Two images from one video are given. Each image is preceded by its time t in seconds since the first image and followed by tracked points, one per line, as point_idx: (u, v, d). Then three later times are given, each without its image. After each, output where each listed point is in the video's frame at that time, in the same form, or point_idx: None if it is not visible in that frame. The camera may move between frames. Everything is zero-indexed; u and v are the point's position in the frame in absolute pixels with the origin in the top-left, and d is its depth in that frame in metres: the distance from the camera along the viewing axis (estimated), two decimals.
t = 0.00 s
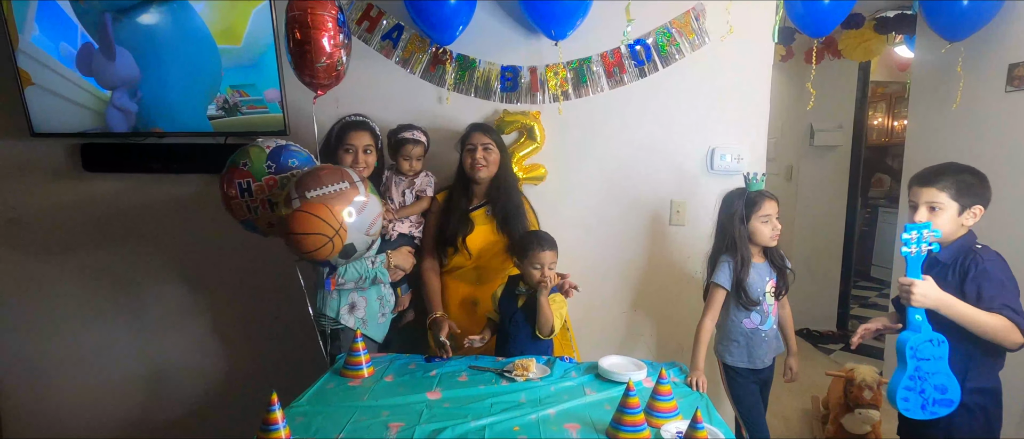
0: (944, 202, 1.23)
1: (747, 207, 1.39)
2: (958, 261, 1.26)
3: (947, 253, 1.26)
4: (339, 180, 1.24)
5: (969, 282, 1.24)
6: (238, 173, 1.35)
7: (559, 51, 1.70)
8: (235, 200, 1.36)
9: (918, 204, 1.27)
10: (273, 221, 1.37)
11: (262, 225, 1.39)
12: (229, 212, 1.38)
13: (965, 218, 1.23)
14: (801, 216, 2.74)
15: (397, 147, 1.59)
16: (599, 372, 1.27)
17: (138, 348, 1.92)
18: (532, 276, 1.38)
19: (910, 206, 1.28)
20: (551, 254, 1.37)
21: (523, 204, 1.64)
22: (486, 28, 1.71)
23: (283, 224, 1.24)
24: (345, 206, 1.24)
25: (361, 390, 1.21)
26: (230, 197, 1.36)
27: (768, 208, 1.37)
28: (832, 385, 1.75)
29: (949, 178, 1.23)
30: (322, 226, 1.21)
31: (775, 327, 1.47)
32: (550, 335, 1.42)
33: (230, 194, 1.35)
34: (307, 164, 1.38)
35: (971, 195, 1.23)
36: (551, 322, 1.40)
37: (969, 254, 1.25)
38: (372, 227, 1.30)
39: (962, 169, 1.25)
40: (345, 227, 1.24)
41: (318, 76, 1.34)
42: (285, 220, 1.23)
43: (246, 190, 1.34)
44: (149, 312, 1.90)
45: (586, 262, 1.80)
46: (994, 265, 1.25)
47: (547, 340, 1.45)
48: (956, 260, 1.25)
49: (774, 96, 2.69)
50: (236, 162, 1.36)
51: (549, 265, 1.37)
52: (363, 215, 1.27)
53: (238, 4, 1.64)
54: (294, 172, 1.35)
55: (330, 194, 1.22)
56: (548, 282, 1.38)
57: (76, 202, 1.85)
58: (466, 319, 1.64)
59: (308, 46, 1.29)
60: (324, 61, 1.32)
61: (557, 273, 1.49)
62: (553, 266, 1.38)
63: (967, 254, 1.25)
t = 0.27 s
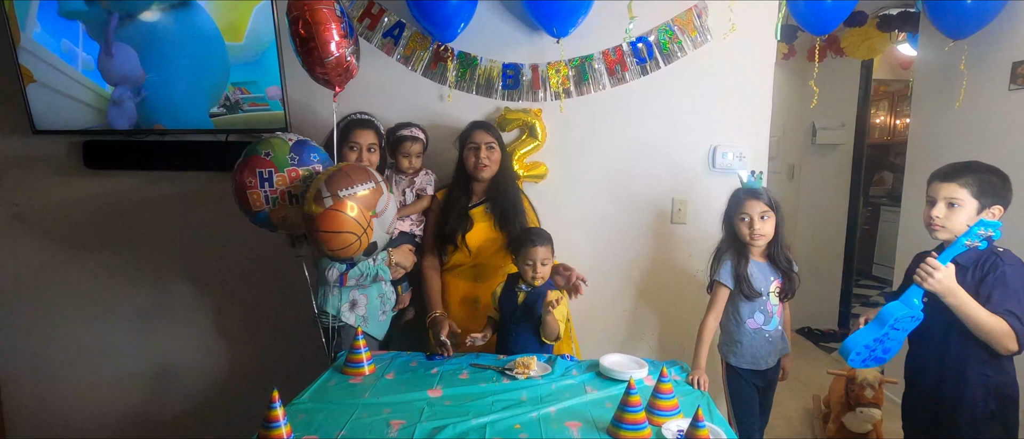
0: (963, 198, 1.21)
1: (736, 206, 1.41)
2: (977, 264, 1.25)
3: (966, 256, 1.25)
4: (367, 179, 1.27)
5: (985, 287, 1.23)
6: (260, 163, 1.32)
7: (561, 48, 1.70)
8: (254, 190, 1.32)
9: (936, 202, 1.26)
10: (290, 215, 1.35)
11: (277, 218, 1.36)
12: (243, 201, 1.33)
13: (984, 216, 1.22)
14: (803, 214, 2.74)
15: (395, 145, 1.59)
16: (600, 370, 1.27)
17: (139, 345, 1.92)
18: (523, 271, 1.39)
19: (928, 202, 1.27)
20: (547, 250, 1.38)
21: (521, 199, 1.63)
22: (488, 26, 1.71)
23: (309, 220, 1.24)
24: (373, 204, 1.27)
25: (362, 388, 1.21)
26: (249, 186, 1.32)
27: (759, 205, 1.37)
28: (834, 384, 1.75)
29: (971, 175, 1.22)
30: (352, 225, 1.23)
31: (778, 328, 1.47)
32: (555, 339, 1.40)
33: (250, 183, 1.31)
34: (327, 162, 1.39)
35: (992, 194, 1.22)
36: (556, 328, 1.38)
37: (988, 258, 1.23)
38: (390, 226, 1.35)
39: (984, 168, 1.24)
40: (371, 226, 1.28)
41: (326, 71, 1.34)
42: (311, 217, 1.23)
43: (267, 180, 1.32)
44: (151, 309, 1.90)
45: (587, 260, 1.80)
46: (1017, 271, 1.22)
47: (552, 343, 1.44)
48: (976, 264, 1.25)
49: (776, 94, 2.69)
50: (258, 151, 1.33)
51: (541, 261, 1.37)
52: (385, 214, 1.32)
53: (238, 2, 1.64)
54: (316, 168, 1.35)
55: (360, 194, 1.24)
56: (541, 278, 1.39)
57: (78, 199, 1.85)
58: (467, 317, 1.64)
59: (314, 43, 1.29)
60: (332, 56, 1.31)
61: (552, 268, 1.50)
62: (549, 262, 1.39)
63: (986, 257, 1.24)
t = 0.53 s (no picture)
0: (961, 193, 1.25)
1: (730, 202, 1.43)
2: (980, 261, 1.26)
3: (966, 252, 1.27)
4: (380, 180, 1.32)
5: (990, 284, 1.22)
6: (277, 160, 1.28)
7: (556, 45, 1.69)
8: (270, 188, 1.27)
9: (934, 196, 1.29)
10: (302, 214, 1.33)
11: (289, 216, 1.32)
12: (256, 198, 1.28)
13: (981, 211, 1.25)
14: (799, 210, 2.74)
15: (388, 144, 1.59)
16: (597, 366, 1.27)
17: (136, 347, 1.91)
18: (515, 268, 1.41)
19: (926, 196, 1.30)
20: (539, 251, 1.38)
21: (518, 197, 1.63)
22: (482, 23, 1.70)
23: (329, 218, 1.25)
24: (385, 205, 1.33)
25: (359, 387, 1.21)
26: (265, 183, 1.26)
27: (754, 201, 1.38)
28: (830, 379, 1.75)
29: (970, 170, 1.24)
30: (370, 225, 1.28)
31: (781, 325, 1.45)
32: (556, 335, 1.41)
33: (267, 180, 1.26)
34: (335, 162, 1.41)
35: (990, 188, 1.24)
36: (556, 324, 1.39)
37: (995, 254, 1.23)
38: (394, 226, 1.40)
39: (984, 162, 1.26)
40: (383, 226, 1.33)
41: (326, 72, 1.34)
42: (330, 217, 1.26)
43: (285, 178, 1.28)
44: (146, 311, 1.89)
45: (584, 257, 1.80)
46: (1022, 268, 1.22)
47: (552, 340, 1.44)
48: (978, 260, 1.25)
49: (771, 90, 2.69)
50: (273, 148, 1.28)
51: (535, 261, 1.38)
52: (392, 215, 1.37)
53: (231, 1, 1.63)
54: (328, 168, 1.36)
55: (377, 194, 1.30)
56: (532, 277, 1.41)
57: (71, 200, 1.84)
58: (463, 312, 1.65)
59: (311, 42, 1.28)
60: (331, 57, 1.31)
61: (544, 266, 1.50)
62: (541, 262, 1.39)
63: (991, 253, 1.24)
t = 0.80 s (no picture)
0: (959, 191, 1.24)
1: (731, 199, 1.43)
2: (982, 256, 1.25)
3: (966, 247, 1.26)
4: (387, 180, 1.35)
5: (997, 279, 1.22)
6: (296, 161, 1.26)
7: (553, 44, 1.69)
8: (288, 190, 1.25)
9: (931, 194, 1.28)
10: (314, 214, 1.32)
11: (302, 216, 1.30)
12: (275, 201, 1.24)
13: (979, 207, 1.24)
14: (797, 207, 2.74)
15: (384, 145, 1.59)
16: (597, 365, 1.27)
17: (135, 349, 1.91)
18: (512, 268, 1.41)
19: (923, 194, 1.30)
20: (537, 251, 1.38)
21: (515, 198, 1.63)
22: (479, 23, 1.70)
23: (343, 216, 1.26)
24: (392, 202, 1.36)
25: (358, 388, 1.21)
26: (286, 186, 1.24)
27: (755, 200, 1.38)
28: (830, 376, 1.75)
29: (967, 167, 1.24)
30: (381, 222, 1.30)
31: (781, 326, 1.44)
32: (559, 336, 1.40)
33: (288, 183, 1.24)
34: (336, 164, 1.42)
35: (987, 185, 1.24)
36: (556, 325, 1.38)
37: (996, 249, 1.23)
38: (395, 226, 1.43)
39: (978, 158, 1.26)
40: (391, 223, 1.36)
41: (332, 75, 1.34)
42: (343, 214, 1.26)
43: (303, 180, 1.27)
44: (144, 313, 1.89)
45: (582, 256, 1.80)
46: None
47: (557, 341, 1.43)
48: (978, 255, 1.25)
49: (768, 88, 2.69)
50: (290, 150, 1.26)
51: (530, 262, 1.38)
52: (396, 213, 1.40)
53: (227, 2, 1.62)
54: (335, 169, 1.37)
55: (386, 193, 1.34)
56: (529, 278, 1.40)
57: (68, 203, 1.83)
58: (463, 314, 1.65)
59: (315, 46, 1.28)
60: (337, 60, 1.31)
61: (542, 266, 1.51)
62: (538, 263, 1.39)
63: (993, 248, 1.24)
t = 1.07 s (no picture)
0: (958, 195, 1.24)
1: (738, 199, 1.41)
2: (987, 256, 1.25)
3: (969, 248, 1.26)
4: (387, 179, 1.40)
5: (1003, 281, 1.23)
6: (315, 156, 1.27)
7: (554, 43, 1.69)
8: (312, 183, 1.25)
9: (930, 200, 1.28)
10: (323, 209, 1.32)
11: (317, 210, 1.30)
12: (299, 195, 1.22)
13: (980, 210, 1.25)
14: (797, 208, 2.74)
15: (386, 144, 1.58)
16: (597, 364, 1.27)
17: (134, 346, 1.91)
18: (512, 268, 1.40)
19: (922, 200, 1.29)
20: (536, 251, 1.38)
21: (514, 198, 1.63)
22: (480, 21, 1.70)
23: (356, 213, 1.28)
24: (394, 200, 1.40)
25: (358, 386, 1.21)
26: (310, 179, 1.24)
27: (762, 201, 1.36)
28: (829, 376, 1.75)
29: (964, 170, 1.24)
30: (389, 218, 1.34)
31: (780, 325, 1.44)
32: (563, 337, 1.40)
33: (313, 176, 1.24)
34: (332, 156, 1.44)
35: (986, 187, 1.24)
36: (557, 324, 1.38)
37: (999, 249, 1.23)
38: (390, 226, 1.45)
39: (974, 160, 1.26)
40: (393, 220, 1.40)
41: (341, 70, 1.34)
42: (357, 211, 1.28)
43: (323, 174, 1.28)
44: (144, 310, 1.89)
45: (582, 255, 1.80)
46: None
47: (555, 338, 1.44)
48: (982, 255, 1.25)
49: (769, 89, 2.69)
50: (311, 144, 1.27)
51: (530, 262, 1.37)
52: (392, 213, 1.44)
53: None
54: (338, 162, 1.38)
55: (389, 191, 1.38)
56: (528, 276, 1.40)
57: (67, 199, 1.83)
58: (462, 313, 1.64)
59: (322, 40, 1.28)
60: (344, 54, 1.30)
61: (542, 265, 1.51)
62: (537, 262, 1.39)
63: (996, 248, 1.24)
